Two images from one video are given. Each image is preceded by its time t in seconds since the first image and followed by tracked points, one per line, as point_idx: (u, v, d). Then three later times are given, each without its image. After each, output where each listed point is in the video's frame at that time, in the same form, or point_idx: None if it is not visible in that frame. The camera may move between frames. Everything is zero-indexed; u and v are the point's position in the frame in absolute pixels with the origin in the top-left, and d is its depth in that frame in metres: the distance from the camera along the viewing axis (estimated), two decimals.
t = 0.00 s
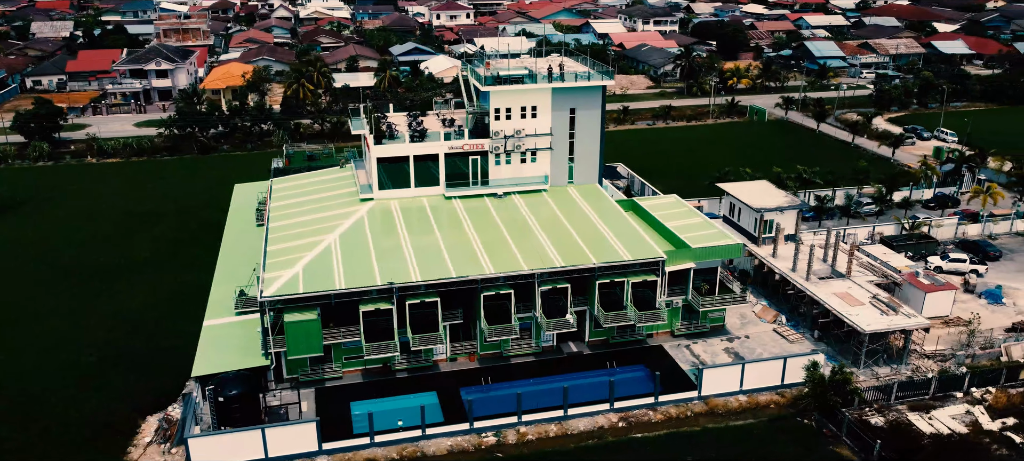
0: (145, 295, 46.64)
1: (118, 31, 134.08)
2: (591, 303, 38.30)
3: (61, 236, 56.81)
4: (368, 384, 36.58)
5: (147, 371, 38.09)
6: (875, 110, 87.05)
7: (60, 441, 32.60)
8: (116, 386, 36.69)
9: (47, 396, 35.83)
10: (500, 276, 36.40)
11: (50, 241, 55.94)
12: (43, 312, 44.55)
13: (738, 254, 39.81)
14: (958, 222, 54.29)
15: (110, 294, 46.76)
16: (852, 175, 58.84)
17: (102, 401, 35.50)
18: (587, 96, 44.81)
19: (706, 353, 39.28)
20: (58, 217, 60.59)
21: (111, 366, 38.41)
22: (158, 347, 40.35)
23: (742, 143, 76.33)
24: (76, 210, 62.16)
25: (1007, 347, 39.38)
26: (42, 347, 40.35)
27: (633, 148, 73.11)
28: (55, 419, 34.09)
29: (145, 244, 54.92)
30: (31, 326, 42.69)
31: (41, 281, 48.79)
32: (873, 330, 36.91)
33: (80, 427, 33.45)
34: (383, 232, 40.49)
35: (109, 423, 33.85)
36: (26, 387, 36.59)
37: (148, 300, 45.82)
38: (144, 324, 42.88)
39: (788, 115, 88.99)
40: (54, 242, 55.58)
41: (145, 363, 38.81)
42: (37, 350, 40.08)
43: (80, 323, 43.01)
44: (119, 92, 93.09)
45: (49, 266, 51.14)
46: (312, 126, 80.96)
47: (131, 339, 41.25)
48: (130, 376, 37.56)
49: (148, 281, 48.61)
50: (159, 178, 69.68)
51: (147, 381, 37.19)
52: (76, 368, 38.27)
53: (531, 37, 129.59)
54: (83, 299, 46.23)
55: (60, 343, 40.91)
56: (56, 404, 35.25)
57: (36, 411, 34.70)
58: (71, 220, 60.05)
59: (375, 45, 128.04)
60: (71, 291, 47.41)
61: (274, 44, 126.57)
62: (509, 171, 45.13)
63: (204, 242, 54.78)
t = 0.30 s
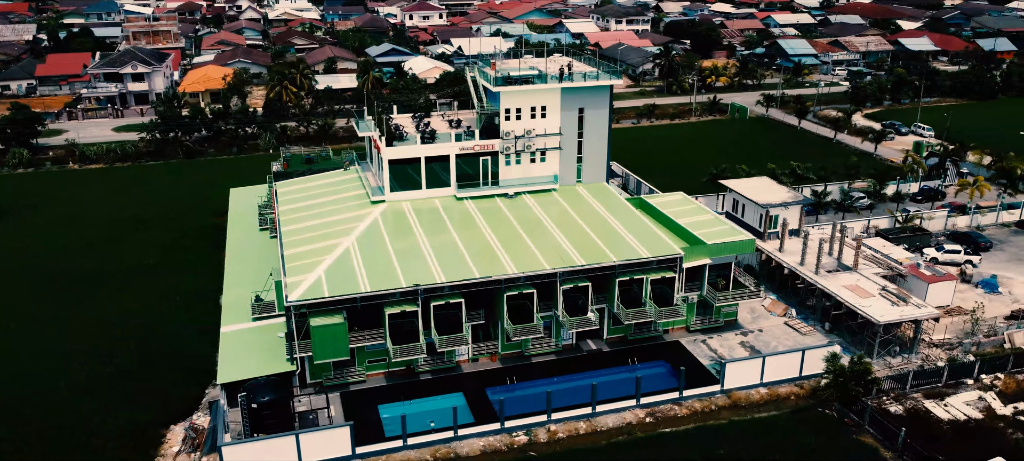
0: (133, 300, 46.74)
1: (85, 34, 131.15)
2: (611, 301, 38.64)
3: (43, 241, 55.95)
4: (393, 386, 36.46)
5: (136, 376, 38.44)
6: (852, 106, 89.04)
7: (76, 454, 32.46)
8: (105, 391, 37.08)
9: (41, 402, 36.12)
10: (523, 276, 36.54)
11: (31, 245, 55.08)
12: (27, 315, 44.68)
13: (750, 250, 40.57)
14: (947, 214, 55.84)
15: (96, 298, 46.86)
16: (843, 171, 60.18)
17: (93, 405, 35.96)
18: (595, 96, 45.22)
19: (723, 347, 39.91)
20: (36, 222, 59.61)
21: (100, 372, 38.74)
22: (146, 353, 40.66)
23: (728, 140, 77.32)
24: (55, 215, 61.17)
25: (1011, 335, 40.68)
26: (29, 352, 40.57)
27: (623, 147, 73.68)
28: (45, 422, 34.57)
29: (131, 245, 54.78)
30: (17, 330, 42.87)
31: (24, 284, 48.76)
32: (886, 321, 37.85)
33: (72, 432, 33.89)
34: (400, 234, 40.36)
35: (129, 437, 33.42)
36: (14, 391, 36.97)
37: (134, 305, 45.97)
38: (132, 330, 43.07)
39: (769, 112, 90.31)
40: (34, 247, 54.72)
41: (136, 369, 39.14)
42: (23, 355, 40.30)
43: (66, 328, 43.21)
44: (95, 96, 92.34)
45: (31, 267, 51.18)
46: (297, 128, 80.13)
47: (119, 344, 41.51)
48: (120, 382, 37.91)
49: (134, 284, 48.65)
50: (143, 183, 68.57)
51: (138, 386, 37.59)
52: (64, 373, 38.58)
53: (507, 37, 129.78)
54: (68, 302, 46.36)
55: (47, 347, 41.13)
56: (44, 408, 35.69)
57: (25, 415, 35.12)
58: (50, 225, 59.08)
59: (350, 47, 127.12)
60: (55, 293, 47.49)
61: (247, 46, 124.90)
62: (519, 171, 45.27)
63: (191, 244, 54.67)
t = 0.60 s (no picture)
0: (129, 307, 46.07)
1: (47, 37, 127.79)
2: (631, 297, 39.06)
3: (26, 249, 54.80)
4: (419, 388, 36.33)
5: (133, 378, 38.40)
6: (827, 102, 91.02)
7: None
8: (101, 393, 37.06)
9: (49, 413, 35.45)
10: (546, 274, 36.74)
11: (15, 254, 53.92)
12: (19, 320, 44.65)
13: (762, 245, 41.39)
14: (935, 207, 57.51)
15: (89, 302, 46.79)
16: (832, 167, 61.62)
17: (89, 407, 35.95)
18: (603, 95, 45.67)
19: (738, 341, 40.57)
20: (17, 229, 58.30)
21: (95, 374, 38.71)
22: (142, 355, 40.61)
23: (712, 137, 78.41)
24: (35, 222, 59.83)
25: (1011, 322, 42.09)
26: (21, 357, 40.55)
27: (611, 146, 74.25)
28: (41, 424, 34.67)
29: (121, 249, 54.60)
30: (8, 335, 42.83)
31: (13, 292, 48.14)
32: (898, 310, 38.88)
33: (76, 438, 33.71)
34: (417, 236, 40.25)
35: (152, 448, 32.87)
36: (9, 394, 37.05)
37: (127, 309, 45.82)
38: (126, 333, 43.00)
39: (748, 109, 91.72)
40: (18, 256, 53.58)
41: (140, 375, 38.78)
42: (18, 363, 39.96)
43: (59, 332, 43.15)
44: (66, 100, 89.85)
45: (19, 272, 51.09)
46: (281, 131, 79.24)
47: (115, 346, 41.50)
48: (116, 384, 37.86)
49: (127, 289, 48.49)
50: (125, 188, 67.27)
51: (136, 388, 37.58)
52: (60, 376, 38.58)
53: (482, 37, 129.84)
54: (60, 307, 46.29)
55: (41, 351, 41.11)
56: (40, 410, 35.72)
57: (22, 418, 35.08)
58: (31, 232, 57.84)
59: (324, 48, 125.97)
60: (46, 301, 46.96)
61: (218, 48, 122.95)
62: (529, 170, 45.48)
63: (184, 249, 54.39)
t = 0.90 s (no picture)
0: (130, 315, 45.28)
1: (10, 41, 124.36)
2: (649, 294, 39.51)
3: (12, 259, 53.53)
4: (445, 389, 36.27)
5: (140, 382, 38.14)
6: (805, 99, 92.79)
7: None
8: (104, 396, 36.97)
9: (63, 424, 34.77)
10: (569, 272, 36.95)
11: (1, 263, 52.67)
12: (16, 326, 44.18)
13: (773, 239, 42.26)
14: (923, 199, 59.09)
15: (86, 307, 46.38)
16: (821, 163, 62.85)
17: (92, 410, 35.87)
18: (611, 94, 46.00)
19: (753, 334, 41.23)
20: None
21: (96, 377, 38.57)
22: (145, 360, 40.30)
23: (697, 135, 79.17)
24: (19, 230, 58.46)
25: (1011, 310, 43.43)
26: (21, 362, 40.17)
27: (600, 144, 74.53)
28: (49, 429, 34.48)
29: (112, 257, 53.63)
30: (6, 340, 42.39)
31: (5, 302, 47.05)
32: (908, 300, 39.89)
33: (94, 448, 33.11)
34: (434, 236, 40.17)
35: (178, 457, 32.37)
36: (9, 397, 36.92)
37: (125, 313, 45.60)
38: (130, 341, 42.30)
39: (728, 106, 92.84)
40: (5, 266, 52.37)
41: (151, 383, 38.15)
42: (21, 372, 39.08)
43: (59, 340, 42.56)
44: (39, 105, 87.34)
45: (13, 275, 50.77)
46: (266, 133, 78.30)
47: (121, 354, 40.81)
48: (118, 387, 37.75)
49: (124, 293, 48.21)
50: (110, 194, 65.98)
51: (139, 390, 37.49)
52: (67, 385, 37.86)
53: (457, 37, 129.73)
54: (57, 310, 46.06)
55: (44, 360, 40.28)
56: (43, 413, 35.69)
57: (34, 429, 34.37)
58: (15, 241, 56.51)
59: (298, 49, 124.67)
60: (41, 310, 46.02)
61: (190, 51, 120.89)
62: (538, 169, 45.64)
63: (180, 252, 54.06)
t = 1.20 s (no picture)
0: (131, 320, 44.33)
1: None
2: (667, 289, 39.94)
3: None
4: (472, 389, 36.24)
5: (152, 389, 37.43)
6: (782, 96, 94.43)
7: None
8: (118, 403, 36.25)
9: (78, 433, 33.98)
10: (591, 270, 37.17)
11: None
12: (12, 333, 43.00)
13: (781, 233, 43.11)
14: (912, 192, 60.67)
15: (84, 313, 45.32)
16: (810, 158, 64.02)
17: (101, 416, 35.22)
18: (618, 92, 46.38)
19: (766, 327, 41.95)
20: None
21: (94, 381, 38.01)
22: (154, 365, 39.56)
23: (682, 133, 79.93)
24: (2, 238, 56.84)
25: (1009, 297, 44.86)
26: (24, 370, 39.14)
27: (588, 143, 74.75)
28: (64, 438, 33.69)
29: (103, 262, 52.45)
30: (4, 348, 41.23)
31: None
32: (915, 289, 41.02)
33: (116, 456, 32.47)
34: (451, 236, 40.06)
35: None
36: (17, 406, 35.97)
37: (122, 316, 44.87)
38: (135, 346, 41.47)
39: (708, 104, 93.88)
40: None
41: (164, 389, 37.47)
42: (26, 380, 38.07)
43: (60, 347, 41.54)
44: (11, 110, 84.79)
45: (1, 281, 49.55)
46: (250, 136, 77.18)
47: (128, 360, 39.98)
48: (130, 393, 37.03)
49: (119, 294, 47.52)
50: (93, 200, 64.49)
51: (150, 396, 36.89)
52: (77, 393, 36.98)
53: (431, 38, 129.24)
54: (50, 313, 45.36)
55: (48, 368, 39.29)
56: (47, 419, 35.05)
57: (50, 439, 33.57)
58: None
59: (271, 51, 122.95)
60: (37, 317, 44.82)
61: (159, 53, 118.44)
62: (547, 168, 45.85)
63: (174, 255, 53.28)
